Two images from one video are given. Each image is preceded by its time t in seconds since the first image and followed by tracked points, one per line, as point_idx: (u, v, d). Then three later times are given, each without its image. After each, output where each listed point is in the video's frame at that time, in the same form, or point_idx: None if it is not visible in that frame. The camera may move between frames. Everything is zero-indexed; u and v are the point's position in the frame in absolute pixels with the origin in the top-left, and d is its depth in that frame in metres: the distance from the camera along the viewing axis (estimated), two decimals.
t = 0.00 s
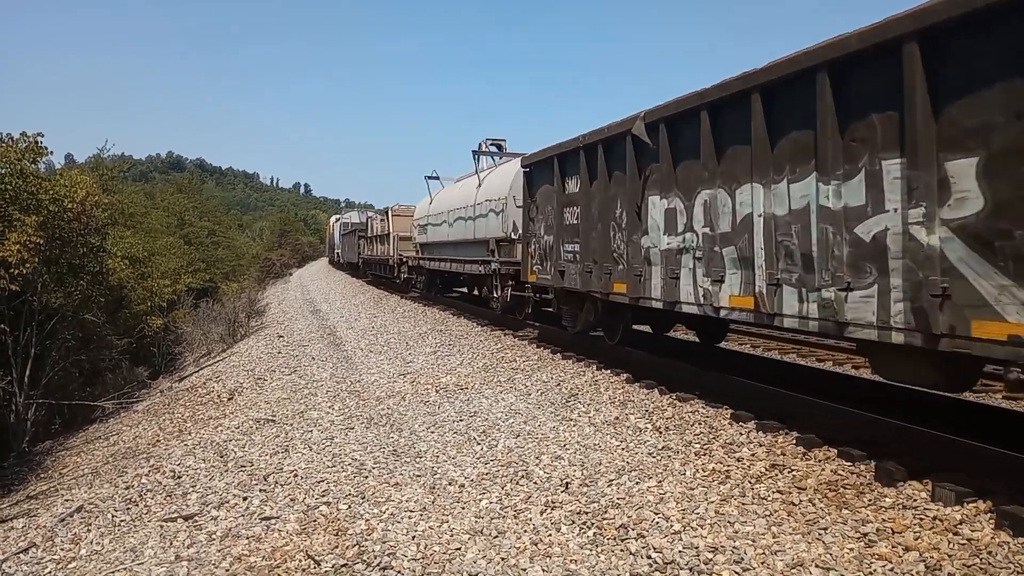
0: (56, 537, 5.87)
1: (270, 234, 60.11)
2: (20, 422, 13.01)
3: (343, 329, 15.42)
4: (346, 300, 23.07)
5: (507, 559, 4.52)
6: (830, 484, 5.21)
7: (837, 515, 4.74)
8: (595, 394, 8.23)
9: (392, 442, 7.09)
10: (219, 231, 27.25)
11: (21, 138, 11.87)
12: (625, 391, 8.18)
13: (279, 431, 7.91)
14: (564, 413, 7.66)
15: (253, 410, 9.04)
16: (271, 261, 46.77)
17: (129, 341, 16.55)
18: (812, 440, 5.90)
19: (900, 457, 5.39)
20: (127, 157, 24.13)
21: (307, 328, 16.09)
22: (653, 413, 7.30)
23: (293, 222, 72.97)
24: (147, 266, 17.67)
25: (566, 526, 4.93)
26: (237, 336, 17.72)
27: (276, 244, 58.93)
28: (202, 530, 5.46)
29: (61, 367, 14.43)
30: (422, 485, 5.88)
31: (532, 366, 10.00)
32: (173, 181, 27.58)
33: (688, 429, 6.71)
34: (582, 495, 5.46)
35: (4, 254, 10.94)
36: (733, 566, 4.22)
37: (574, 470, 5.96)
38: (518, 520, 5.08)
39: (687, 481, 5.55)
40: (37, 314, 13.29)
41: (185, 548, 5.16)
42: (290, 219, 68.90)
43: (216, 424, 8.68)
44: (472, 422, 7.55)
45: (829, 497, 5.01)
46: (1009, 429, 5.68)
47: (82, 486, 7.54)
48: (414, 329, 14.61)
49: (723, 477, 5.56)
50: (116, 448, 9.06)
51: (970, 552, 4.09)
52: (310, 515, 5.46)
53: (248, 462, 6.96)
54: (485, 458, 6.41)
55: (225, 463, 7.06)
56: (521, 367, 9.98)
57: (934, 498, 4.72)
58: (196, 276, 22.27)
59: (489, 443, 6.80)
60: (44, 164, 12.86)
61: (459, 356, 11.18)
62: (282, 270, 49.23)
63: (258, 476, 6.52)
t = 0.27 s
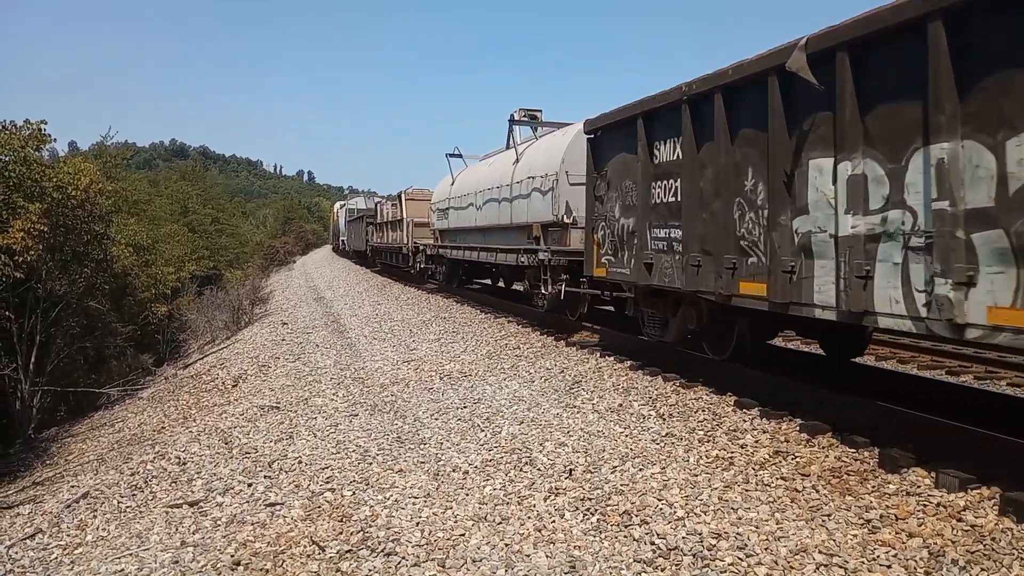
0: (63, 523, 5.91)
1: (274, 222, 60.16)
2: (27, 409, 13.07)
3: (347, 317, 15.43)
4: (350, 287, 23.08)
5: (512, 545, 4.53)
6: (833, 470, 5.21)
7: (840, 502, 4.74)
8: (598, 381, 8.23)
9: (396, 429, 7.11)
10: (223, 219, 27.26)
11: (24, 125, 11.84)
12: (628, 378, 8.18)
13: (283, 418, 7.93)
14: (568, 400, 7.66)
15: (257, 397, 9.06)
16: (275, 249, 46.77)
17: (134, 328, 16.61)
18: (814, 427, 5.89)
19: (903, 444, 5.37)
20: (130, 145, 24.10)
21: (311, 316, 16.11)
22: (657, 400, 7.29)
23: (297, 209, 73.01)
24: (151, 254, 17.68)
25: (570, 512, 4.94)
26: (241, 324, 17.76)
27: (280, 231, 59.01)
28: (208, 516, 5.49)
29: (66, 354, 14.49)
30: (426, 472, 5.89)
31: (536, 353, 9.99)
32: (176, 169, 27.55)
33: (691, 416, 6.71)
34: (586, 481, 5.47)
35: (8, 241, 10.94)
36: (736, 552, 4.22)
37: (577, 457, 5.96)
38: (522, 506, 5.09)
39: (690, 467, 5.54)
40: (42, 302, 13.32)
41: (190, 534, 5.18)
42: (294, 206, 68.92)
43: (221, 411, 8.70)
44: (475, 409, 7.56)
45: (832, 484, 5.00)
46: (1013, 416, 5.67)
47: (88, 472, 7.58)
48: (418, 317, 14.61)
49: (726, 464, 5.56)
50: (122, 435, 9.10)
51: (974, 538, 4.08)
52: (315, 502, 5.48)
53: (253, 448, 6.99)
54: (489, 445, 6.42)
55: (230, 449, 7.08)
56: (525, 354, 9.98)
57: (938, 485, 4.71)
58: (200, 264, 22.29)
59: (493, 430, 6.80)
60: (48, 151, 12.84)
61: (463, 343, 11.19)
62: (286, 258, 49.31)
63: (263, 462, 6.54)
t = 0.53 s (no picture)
0: (68, 515, 5.94)
1: (277, 214, 60.21)
2: (32, 402, 13.12)
3: (350, 309, 15.44)
4: (353, 279, 23.10)
5: (515, 537, 4.54)
6: (837, 462, 5.20)
7: (844, 494, 4.73)
8: (601, 373, 8.23)
9: (400, 422, 7.12)
10: (226, 211, 27.27)
11: (28, 118, 11.84)
12: (631, 370, 8.17)
13: (287, 410, 7.95)
14: (571, 392, 7.65)
15: (261, 389, 9.08)
16: (279, 241, 46.78)
17: (138, 321, 16.65)
18: (817, 419, 5.89)
19: (906, 436, 5.36)
20: (133, 137, 24.10)
21: (315, 309, 16.13)
22: (660, 392, 7.29)
23: (300, 202, 73.04)
24: (155, 246, 17.70)
25: (573, 504, 4.95)
26: (245, 316, 17.79)
27: (283, 224, 59.05)
28: (212, 508, 5.51)
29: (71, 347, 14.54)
30: (429, 464, 5.90)
31: (539, 345, 9.99)
32: (179, 161, 27.55)
33: (694, 408, 6.70)
34: (590, 473, 5.47)
35: (12, 234, 10.96)
36: (739, 544, 4.22)
37: (581, 449, 5.97)
38: (525, 498, 5.10)
39: (693, 460, 5.54)
40: (46, 294, 13.35)
41: (194, 526, 5.20)
42: (298, 199, 68.95)
43: (225, 404, 8.73)
44: (479, 401, 7.57)
45: (835, 476, 5.00)
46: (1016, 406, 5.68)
47: (93, 464, 7.62)
48: (421, 309, 14.61)
49: (729, 456, 5.56)
50: (126, 427, 9.14)
51: (977, 530, 4.08)
52: (319, 494, 5.49)
53: (257, 441, 7.00)
54: (493, 437, 6.42)
55: (234, 441, 7.11)
56: (528, 347, 9.97)
57: (941, 477, 4.69)
58: (204, 256, 22.31)
59: (496, 422, 6.81)
60: (51, 144, 12.84)
61: (466, 336, 11.18)
62: (290, 250, 49.37)
63: (267, 454, 6.56)
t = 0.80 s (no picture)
0: (73, 514, 5.97)
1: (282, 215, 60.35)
2: (38, 401, 13.17)
3: (355, 309, 15.45)
4: (358, 279, 23.12)
5: (518, 538, 4.54)
6: (841, 464, 5.18)
7: (848, 496, 4.71)
8: (605, 374, 8.22)
9: (403, 422, 7.12)
10: (231, 211, 27.34)
11: (34, 118, 11.89)
12: (635, 371, 8.16)
13: (291, 410, 7.97)
14: (574, 393, 7.65)
15: (265, 389, 9.10)
16: (283, 241, 46.85)
17: (143, 320, 16.71)
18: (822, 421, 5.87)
19: (911, 437, 5.35)
20: (139, 137, 24.16)
21: (319, 309, 16.15)
22: (664, 393, 7.27)
23: (305, 202, 73.19)
24: (160, 246, 17.75)
25: (576, 506, 4.94)
26: (250, 316, 17.83)
27: (288, 224, 59.17)
28: (216, 508, 5.52)
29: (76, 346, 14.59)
30: (433, 465, 5.91)
31: (544, 346, 9.98)
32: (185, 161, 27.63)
33: (698, 409, 6.69)
34: (593, 474, 5.46)
35: (19, 234, 11.00)
36: (743, 546, 4.21)
37: (584, 450, 5.96)
38: (529, 499, 5.10)
39: (697, 461, 5.53)
40: (52, 294, 13.40)
41: (198, 526, 5.22)
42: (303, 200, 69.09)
43: (230, 404, 8.75)
44: (483, 402, 7.57)
45: (840, 478, 4.98)
46: None
47: (98, 464, 7.64)
48: (425, 309, 14.62)
49: (733, 457, 5.55)
50: (131, 427, 9.16)
51: (982, 533, 4.06)
52: (322, 494, 5.50)
53: (260, 441, 7.01)
54: (496, 438, 6.42)
55: (238, 441, 7.13)
56: (532, 347, 9.97)
57: (946, 479, 4.67)
58: (209, 256, 22.36)
59: (500, 423, 6.80)
60: (58, 144, 12.88)
61: (470, 336, 11.18)
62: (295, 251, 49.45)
63: (271, 455, 6.57)
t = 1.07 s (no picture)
0: (68, 520, 5.94)
1: (277, 219, 60.27)
2: (32, 407, 13.12)
3: (350, 313, 15.44)
4: (354, 283, 23.11)
5: (516, 541, 4.54)
6: (837, 465, 5.20)
7: (844, 496, 4.73)
8: (601, 376, 8.23)
9: (400, 426, 7.11)
10: (226, 216, 27.30)
11: (28, 124, 11.87)
12: (631, 373, 8.17)
13: (287, 414, 7.96)
14: (570, 396, 7.65)
15: (261, 393, 9.09)
16: (279, 245, 46.79)
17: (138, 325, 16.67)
18: (817, 423, 5.89)
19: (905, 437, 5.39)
20: (133, 142, 24.13)
21: (315, 313, 16.14)
22: (660, 395, 7.28)
23: (301, 206, 73.15)
24: (155, 251, 17.71)
25: (573, 508, 4.95)
26: (245, 320, 17.79)
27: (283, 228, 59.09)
28: (213, 513, 5.51)
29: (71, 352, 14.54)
30: (430, 468, 5.91)
31: (540, 349, 9.98)
32: (179, 166, 27.59)
33: (694, 411, 6.70)
34: (589, 476, 5.47)
35: (13, 239, 10.97)
36: (740, 547, 4.22)
37: (581, 453, 5.97)
38: (526, 502, 5.10)
39: (693, 463, 5.54)
40: (46, 299, 13.36)
41: (195, 531, 5.21)
42: (298, 204, 69.03)
43: (225, 408, 8.73)
44: (479, 405, 7.57)
45: (836, 478, 5.00)
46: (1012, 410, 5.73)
47: (93, 469, 7.61)
48: (422, 313, 14.62)
49: (729, 459, 5.56)
50: (126, 432, 9.13)
51: (977, 533, 4.08)
52: (319, 498, 5.49)
53: (257, 446, 7.00)
54: (493, 441, 6.43)
55: (234, 446, 7.12)
56: (528, 350, 9.97)
57: (941, 480, 4.69)
58: (204, 261, 22.31)
59: (497, 426, 6.81)
60: (52, 149, 12.86)
61: (466, 339, 11.19)
62: (290, 255, 49.38)
63: (267, 459, 6.56)
